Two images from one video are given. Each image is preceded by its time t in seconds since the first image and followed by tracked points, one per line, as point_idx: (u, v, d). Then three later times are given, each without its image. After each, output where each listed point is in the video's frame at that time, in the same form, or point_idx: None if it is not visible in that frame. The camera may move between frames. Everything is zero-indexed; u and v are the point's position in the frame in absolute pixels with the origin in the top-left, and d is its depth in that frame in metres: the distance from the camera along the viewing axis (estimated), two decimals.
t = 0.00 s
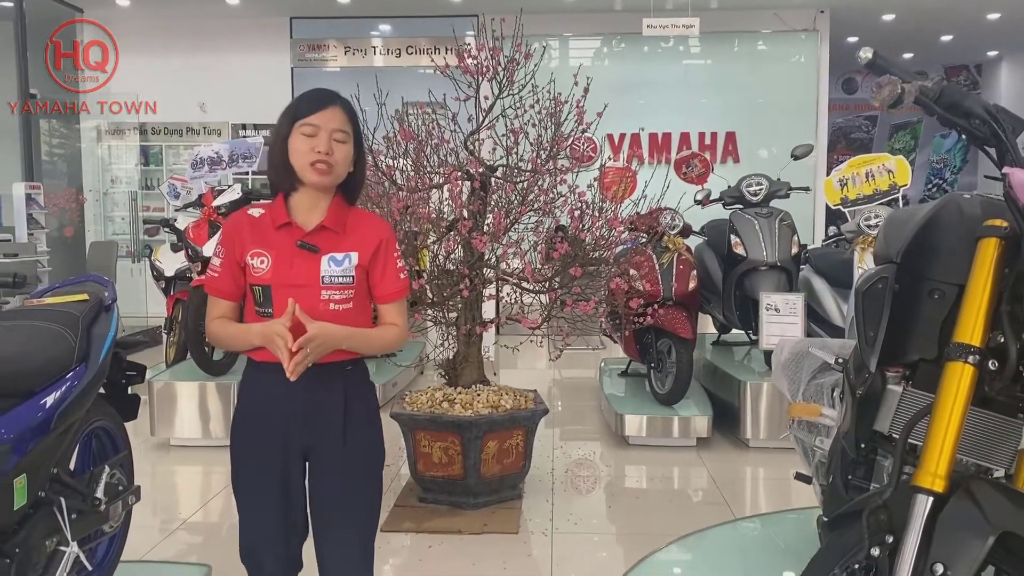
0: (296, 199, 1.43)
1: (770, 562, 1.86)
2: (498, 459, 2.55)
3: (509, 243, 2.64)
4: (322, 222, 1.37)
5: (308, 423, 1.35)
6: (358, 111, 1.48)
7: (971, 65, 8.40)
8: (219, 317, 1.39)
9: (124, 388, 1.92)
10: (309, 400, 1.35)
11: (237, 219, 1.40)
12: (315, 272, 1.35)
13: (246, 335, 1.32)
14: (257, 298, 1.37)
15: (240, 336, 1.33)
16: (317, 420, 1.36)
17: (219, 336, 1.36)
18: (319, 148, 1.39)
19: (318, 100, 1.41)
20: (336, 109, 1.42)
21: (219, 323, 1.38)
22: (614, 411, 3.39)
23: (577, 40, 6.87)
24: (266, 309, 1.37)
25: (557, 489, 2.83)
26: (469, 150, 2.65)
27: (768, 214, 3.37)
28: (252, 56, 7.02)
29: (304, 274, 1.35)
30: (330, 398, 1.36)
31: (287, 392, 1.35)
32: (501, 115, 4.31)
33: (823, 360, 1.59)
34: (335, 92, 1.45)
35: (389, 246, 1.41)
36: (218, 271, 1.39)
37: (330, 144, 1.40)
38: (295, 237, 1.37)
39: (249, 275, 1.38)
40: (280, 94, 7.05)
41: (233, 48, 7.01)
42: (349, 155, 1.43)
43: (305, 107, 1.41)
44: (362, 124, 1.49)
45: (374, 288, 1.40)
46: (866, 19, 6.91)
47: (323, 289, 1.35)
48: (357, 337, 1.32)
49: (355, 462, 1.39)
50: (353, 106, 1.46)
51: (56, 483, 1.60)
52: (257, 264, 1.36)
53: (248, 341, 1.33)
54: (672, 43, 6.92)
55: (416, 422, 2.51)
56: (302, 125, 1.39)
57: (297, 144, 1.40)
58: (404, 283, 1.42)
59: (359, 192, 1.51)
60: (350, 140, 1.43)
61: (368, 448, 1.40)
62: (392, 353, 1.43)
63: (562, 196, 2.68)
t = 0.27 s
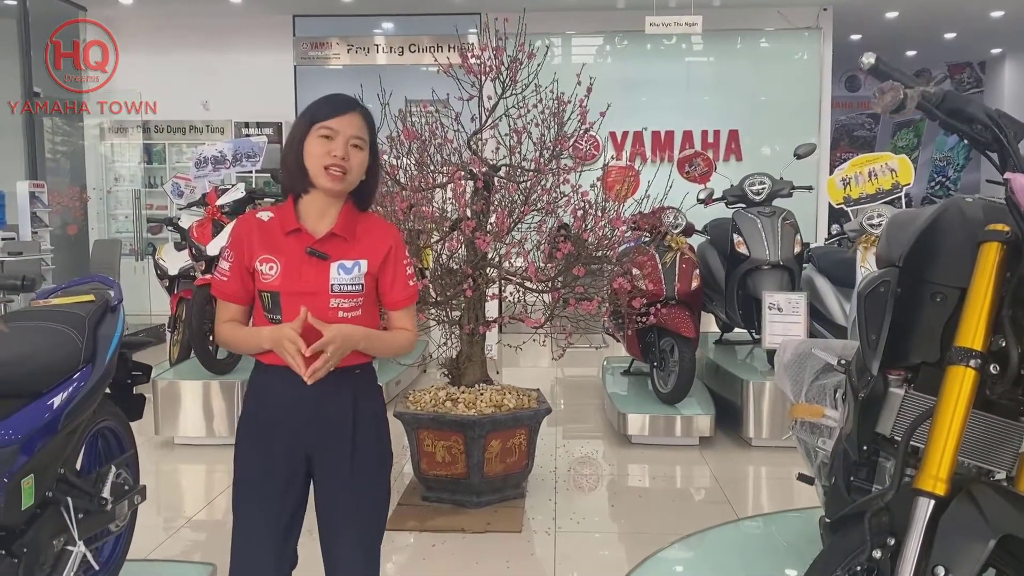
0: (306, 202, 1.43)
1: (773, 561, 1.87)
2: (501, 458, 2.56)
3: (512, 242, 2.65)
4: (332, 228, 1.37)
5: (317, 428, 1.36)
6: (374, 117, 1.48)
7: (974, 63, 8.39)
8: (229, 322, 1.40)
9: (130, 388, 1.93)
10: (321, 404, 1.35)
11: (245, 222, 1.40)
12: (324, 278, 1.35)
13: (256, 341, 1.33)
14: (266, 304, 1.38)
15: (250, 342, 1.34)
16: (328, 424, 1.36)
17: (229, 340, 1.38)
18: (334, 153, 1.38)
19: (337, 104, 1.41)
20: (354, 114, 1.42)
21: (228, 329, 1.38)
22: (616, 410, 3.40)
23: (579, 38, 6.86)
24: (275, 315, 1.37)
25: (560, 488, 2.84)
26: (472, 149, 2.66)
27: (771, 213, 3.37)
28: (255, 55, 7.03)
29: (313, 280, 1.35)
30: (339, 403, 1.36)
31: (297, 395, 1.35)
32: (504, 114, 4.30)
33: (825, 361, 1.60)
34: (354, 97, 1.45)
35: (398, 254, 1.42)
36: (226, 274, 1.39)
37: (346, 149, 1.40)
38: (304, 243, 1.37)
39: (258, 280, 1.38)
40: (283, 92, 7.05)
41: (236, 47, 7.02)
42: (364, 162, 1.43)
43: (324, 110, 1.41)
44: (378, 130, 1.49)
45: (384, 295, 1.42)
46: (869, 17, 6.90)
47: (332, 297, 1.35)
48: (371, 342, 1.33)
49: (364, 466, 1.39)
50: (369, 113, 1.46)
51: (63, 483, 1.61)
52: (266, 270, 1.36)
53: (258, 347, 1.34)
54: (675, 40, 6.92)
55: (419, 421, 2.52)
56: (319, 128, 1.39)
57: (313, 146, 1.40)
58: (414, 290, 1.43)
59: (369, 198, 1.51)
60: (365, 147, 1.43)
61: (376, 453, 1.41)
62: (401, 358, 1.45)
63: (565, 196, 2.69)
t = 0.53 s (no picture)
0: (307, 201, 1.42)
1: (775, 558, 1.87)
2: (504, 455, 2.57)
3: (514, 240, 2.65)
4: (336, 227, 1.37)
5: (320, 425, 1.36)
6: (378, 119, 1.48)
7: (977, 60, 8.36)
8: (226, 319, 1.37)
9: (134, 385, 1.94)
10: (325, 402, 1.36)
11: (245, 219, 1.37)
12: (329, 276, 1.35)
13: (260, 337, 1.31)
14: (267, 301, 1.36)
15: (255, 338, 1.32)
16: (332, 422, 1.36)
17: (228, 337, 1.35)
18: (339, 154, 1.38)
19: (343, 105, 1.41)
20: (359, 115, 1.42)
21: (227, 327, 1.35)
22: (618, 407, 3.40)
23: (582, 36, 6.86)
24: (277, 313, 1.36)
25: (563, 485, 2.85)
26: (475, 147, 2.66)
27: (773, 211, 3.36)
28: (258, 53, 7.03)
29: (318, 279, 1.35)
30: (343, 403, 1.37)
31: (300, 392, 1.35)
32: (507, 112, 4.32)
33: (827, 358, 1.61)
34: (360, 98, 1.45)
35: (400, 253, 1.43)
36: (224, 271, 1.36)
37: (351, 151, 1.40)
38: (308, 241, 1.36)
39: (259, 277, 1.36)
40: (286, 90, 7.06)
41: (239, 45, 7.02)
42: (368, 163, 1.43)
43: (330, 110, 1.40)
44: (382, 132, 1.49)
45: (386, 293, 1.43)
46: (872, 15, 6.88)
47: (337, 295, 1.36)
48: (378, 339, 1.35)
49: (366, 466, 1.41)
50: (375, 114, 1.46)
51: (68, 480, 1.62)
52: (269, 267, 1.35)
53: (262, 344, 1.32)
54: (678, 38, 6.91)
55: (422, 418, 2.52)
56: (325, 128, 1.39)
57: (317, 147, 1.39)
58: (414, 288, 1.45)
59: (370, 198, 1.51)
60: (370, 148, 1.44)
61: (376, 450, 1.42)
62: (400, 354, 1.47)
63: (568, 194, 2.69)
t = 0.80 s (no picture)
0: (289, 193, 1.38)
1: (778, 556, 1.87)
2: (507, 452, 2.57)
3: (517, 238, 2.65)
4: (323, 218, 1.36)
5: (313, 424, 1.34)
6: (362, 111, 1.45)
7: (981, 59, 8.34)
8: (209, 315, 1.32)
9: (136, 381, 1.94)
10: (319, 401, 1.34)
11: (227, 212, 1.32)
12: (319, 267, 1.34)
13: (255, 327, 1.27)
14: (254, 295, 1.33)
15: (248, 327, 1.27)
16: (325, 420, 1.35)
17: (215, 333, 1.29)
18: (323, 149, 1.35)
19: (327, 98, 1.37)
20: (343, 107, 1.39)
21: (212, 322, 1.30)
22: (621, 405, 3.40)
23: (585, 34, 6.86)
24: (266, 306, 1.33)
25: (566, 483, 2.85)
26: (478, 144, 2.66)
27: (777, 208, 3.37)
28: (261, 50, 7.03)
29: (309, 269, 1.33)
30: (335, 401, 1.35)
31: (293, 390, 1.31)
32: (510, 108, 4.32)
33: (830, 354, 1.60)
34: (343, 90, 1.42)
35: (382, 245, 1.44)
36: (207, 266, 1.30)
37: (336, 145, 1.37)
38: (295, 233, 1.33)
39: (246, 271, 1.32)
40: (288, 88, 7.06)
41: (242, 43, 7.02)
42: (353, 156, 1.41)
43: (313, 102, 1.37)
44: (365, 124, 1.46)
45: (367, 285, 1.44)
46: (876, 13, 6.87)
47: (328, 285, 1.34)
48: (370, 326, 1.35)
49: (357, 468, 1.39)
50: (359, 107, 1.43)
51: (71, 475, 1.62)
52: (257, 260, 1.31)
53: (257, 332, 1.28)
54: (681, 36, 6.90)
55: (425, 416, 2.53)
56: (309, 121, 1.36)
57: (302, 141, 1.36)
58: (394, 280, 1.47)
59: (352, 191, 1.49)
60: (355, 141, 1.41)
61: (368, 449, 1.41)
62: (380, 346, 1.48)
63: (570, 191, 2.70)
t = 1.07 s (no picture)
0: (263, 196, 1.39)
1: (780, 557, 1.86)
2: (509, 453, 2.57)
3: (519, 238, 2.65)
4: (299, 219, 1.36)
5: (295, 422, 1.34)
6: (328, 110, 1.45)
7: (984, 59, 8.32)
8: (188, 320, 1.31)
9: (139, 381, 1.94)
10: (300, 400, 1.35)
11: (203, 215, 1.32)
12: (296, 268, 1.34)
13: (235, 338, 1.27)
14: (232, 297, 1.32)
15: (227, 339, 1.27)
16: (307, 419, 1.35)
17: (196, 340, 1.29)
18: (289, 150, 1.35)
19: (291, 99, 1.37)
20: (309, 108, 1.39)
21: (192, 329, 1.29)
22: (623, 405, 3.40)
23: (587, 34, 6.86)
24: (244, 309, 1.32)
25: (568, 483, 2.85)
26: (480, 145, 2.67)
27: (779, 209, 3.38)
28: (263, 50, 7.04)
29: (287, 270, 1.33)
30: (315, 399, 1.36)
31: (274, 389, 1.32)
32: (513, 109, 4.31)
33: (832, 355, 1.61)
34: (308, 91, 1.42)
35: (358, 245, 1.46)
36: (184, 270, 1.29)
37: (302, 145, 1.37)
38: (272, 235, 1.33)
39: (223, 273, 1.31)
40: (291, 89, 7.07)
41: (245, 43, 7.03)
42: (322, 155, 1.41)
43: (277, 105, 1.36)
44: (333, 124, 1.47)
45: (344, 285, 1.46)
46: (878, 13, 6.85)
47: (306, 286, 1.35)
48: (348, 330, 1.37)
49: (340, 467, 1.41)
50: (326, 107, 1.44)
51: (73, 475, 1.63)
52: (235, 262, 1.31)
53: (237, 348, 1.28)
54: (683, 36, 6.89)
55: (427, 416, 2.53)
56: (274, 124, 1.36)
57: (269, 144, 1.36)
58: (370, 280, 1.49)
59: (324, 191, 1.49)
60: (323, 141, 1.41)
61: (348, 447, 1.43)
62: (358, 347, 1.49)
63: (572, 191, 2.70)
